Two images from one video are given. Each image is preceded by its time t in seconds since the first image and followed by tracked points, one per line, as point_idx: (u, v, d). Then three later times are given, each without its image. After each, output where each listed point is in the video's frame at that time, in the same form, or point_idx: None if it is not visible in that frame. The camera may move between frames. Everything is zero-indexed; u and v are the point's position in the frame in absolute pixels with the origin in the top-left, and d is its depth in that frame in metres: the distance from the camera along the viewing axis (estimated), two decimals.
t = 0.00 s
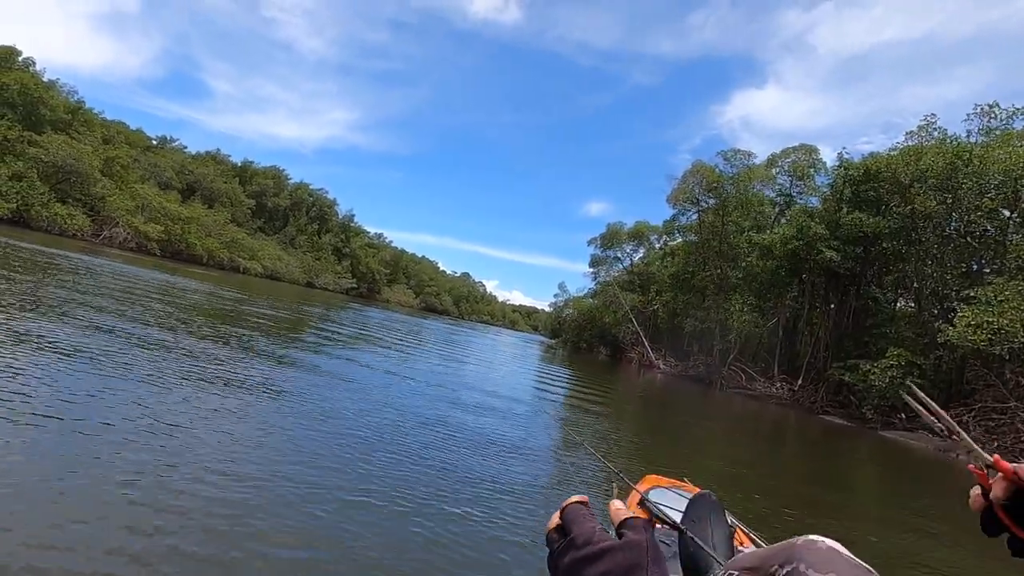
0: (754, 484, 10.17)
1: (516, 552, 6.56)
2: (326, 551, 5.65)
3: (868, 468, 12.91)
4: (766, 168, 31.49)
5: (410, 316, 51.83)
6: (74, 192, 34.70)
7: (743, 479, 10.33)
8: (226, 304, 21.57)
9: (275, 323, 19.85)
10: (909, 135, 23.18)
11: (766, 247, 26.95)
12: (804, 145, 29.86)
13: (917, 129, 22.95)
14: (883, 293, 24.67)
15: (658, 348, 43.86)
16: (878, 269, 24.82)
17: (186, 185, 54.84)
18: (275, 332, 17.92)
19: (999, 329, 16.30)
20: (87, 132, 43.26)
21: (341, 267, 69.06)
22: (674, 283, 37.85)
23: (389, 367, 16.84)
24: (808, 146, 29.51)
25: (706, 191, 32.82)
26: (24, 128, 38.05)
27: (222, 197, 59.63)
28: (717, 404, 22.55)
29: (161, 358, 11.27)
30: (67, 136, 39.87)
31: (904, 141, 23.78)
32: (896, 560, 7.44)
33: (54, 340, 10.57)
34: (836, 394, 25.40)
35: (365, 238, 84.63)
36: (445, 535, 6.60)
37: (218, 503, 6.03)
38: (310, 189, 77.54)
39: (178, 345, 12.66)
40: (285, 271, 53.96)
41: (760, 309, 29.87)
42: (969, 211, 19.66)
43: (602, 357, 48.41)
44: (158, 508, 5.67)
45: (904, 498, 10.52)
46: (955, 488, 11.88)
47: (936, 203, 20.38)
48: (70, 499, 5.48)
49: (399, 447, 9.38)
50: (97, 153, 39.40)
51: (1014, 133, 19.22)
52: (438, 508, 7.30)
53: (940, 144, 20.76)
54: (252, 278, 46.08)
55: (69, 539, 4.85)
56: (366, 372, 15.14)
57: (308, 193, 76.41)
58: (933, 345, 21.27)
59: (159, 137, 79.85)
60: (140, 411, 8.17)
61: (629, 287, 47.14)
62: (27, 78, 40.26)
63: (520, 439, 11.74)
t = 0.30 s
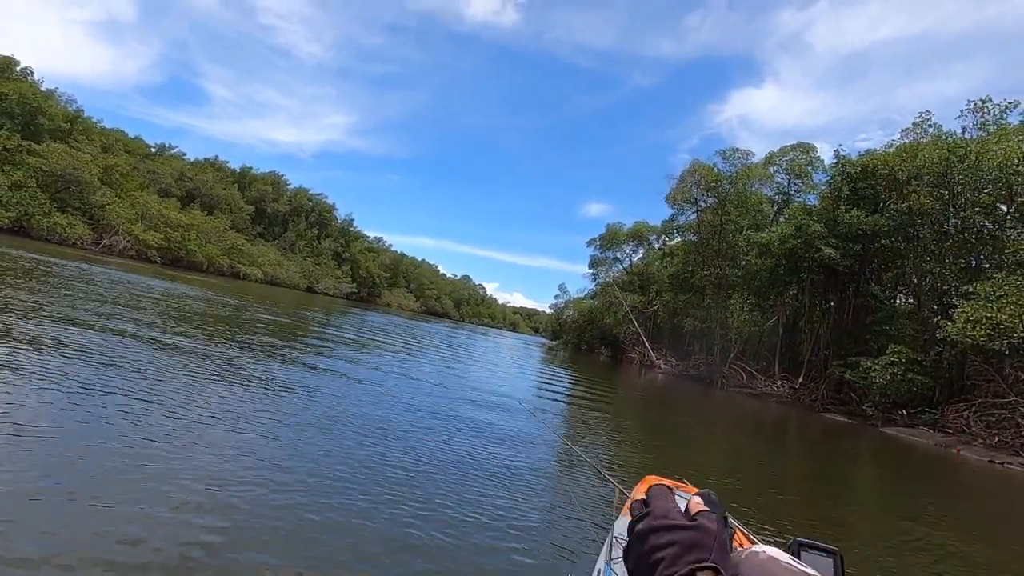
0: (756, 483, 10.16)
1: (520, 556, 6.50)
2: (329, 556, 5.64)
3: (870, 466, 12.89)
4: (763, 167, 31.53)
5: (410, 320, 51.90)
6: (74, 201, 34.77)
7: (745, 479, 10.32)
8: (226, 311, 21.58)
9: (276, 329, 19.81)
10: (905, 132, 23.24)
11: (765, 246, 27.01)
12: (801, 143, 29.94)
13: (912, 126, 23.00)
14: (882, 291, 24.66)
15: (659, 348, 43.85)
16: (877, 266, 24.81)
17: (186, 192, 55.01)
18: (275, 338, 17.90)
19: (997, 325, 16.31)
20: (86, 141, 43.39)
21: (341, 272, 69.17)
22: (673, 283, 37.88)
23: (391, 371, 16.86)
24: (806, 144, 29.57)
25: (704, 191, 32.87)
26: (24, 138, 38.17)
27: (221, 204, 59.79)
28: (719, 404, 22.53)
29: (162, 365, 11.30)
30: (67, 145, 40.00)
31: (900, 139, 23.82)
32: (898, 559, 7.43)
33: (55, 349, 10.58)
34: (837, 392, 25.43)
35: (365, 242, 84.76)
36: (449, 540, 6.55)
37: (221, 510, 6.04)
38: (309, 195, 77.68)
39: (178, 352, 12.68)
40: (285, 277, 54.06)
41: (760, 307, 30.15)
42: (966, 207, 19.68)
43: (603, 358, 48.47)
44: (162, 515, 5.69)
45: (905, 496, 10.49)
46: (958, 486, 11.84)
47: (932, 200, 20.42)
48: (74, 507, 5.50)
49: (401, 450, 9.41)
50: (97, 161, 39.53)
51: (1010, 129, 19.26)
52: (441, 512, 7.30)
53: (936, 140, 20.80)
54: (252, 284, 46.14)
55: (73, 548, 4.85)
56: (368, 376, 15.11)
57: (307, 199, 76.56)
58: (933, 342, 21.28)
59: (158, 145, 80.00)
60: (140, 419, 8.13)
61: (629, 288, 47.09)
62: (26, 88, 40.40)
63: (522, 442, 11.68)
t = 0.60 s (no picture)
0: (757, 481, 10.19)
1: (523, 554, 6.52)
2: (332, 553, 5.67)
3: (870, 464, 12.90)
4: (764, 165, 31.47)
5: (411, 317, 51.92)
6: (76, 198, 34.82)
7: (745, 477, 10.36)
8: (228, 307, 21.63)
9: (278, 326, 19.84)
10: (906, 130, 23.20)
11: (766, 244, 27.02)
12: (803, 141, 29.93)
13: (913, 124, 22.97)
14: (883, 288, 24.67)
15: (660, 345, 43.80)
16: (878, 264, 24.79)
17: (188, 189, 55.09)
18: (277, 335, 17.92)
19: (998, 323, 16.33)
20: (87, 137, 43.39)
21: (342, 269, 69.24)
22: (674, 281, 37.85)
23: (393, 368, 16.90)
24: (807, 142, 29.55)
25: (706, 188, 32.82)
26: (26, 134, 38.21)
27: (223, 201, 59.85)
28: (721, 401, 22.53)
29: (166, 362, 11.35)
30: (69, 141, 40.02)
31: (901, 136, 23.78)
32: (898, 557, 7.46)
33: (59, 346, 10.62)
34: (838, 390, 25.49)
35: (366, 239, 84.78)
36: (451, 539, 6.53)
37: (224, 506, 6.08)
38: (310, 191, 77.69)
39: (181, 349, 12.72)
40: (286, 274, 54.16)
41: (760, 304, 30.16)
42: (967, 205, 19.68)
43: (603, 356, 48.50)
44: (165, 511, 5.72)
45: (905, 494, 10.51)
46: (957, 484, 11.87)
47: (933, 198, 20.41)
48: (78, 503, 5.53)
49: (403, 447, 9.45)
50: (99, 158, 39.56)
51: (1011, 127, 19.24)
52: (443, 509, 7.33)
53: (937, 138, 20.78)
54: (253, 280, 46.20)
55: (77, 543, 4.89)
56: (370, 373, 15.13)
57: (309, 195, 76.57)
58: (933, 340, 21.31)
59: (159, 141, 80.00)
60: (143, 417, 8.12)
61: (630, 285, 46.94)
62: (28, 84, 40.41)
63: (523, 439, 11.65)
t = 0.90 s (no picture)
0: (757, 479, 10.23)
1: (524, 553, 6.56)
2: (334, 553, 5.71)
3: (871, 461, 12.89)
4: (763, 162, 31.44)
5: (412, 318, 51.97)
6: (77, 202, 34.89)
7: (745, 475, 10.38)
8: (229, 310, 21.68)
9: (279, 328, 19.90)
10: (903, 127, 23.18)
11: (765, 242, 27.01)
12: (801, 138, 29.87)
13: (911, 121, 22.96)
14: (882, 285, 24.70)
15: (661, 344, 43.73)
16: (877, 260, 24.78)
17: (187, 192, 55.19)
18: (279, 337, 17.99)
19: (997, 319, 16.34)
20: (87, 142, 43.42)
21: (342, 270, 69.25)
22: (674, 280, 37.85)
23: (394, 369, 16.94)
24: (806, 139, 29.49)
25: (705, 186, 32.81)
26: (26, 139, 38.28)
27: (222, 204, 59.91)
28: (722, 399, 22.52)
29: (168, 365, 11.40)
30: (68, 145, 40.06)
31: (899, 133, 23.74)
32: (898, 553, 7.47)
33: (60, 350, 10.67)
34: (838, 387, 25.52)
35: (366, 240, 84.80)
36: (453, 539, 6.55)
37: (226, 508, 6.11)
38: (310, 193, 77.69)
39: (183, 352, 12.78)
40: (286, 276, 54.22)
41: (761, 302, 30.16)
42: (965, 201, 19.68)
43: (605, 355, 48.45)
44: (168, 514, 5.76)
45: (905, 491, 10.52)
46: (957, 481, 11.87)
47: (932, 194, 20.41)
48: (80, 507, 5.56)
49: (405, 448, 9.49)
50: (99, 162, 39.62)
51: (1009, 122, 19.22)
52: (445, 509, 7.36)
53: (935, 134, 20.77)
54: (254, 283, 46.25)
55: (80, 546, 4.92)
56: (373, 374, 15.23)
57: (308, 198, 76.63)
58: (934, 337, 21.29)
59: (159, 145, 80.13)
60: (147, 420, 8.18)
61: (630, 284, 46.84)
62: (27, 89, 40.47)
63: (524, 439, 11.66)
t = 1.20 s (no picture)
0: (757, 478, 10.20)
1: (521, 554, 6.53)
2: (329, 556, 5.68)
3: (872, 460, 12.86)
4: (762, 162, 31.43)
5: (413, 321, 52.02)
6: (77, 209, 34.94)
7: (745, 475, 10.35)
8: (228, 314, 21.68)
9: (277, 332, 19.83)
10: (901, 124, 23.18)
11: (765, 240, 26.99)
12: (799, 137, 29.85)
13: (909, 119, 22.95)
14: (882, 284, 24.72)
15: (662, 344, 43.70)
16: (877, 258, 24.77)
17: (187, 198, 55.32)
18: (277, 340, 17.93)
19: (997, 315, 16.31)
20: (87, 148, 43.57)
21: (343, 274, 69.34)
22: (674, 280, 37.86)
23: (394, 371, 16.93)
24: (804, 137, 29.49)
25: (704, 186, 32.81)
26: (27, 147, 38.40)
27: (223, 209, 60.02)
28: (723, 398, 22.50)
29: (166, 369, 11.40)
30: (68, 152, 40.18)
31: (897, 131, 23.74)
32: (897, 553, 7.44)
33: (58, 355, 10.67)
34: (840, 385, 25.50)
35: (366, 244, 84.86)
36: (449, 541, 6.52)
37: (221, 511, 6.09)
38: (310, 198, 77.79)
39: (181, 356, 12.77)
40: (287, 280, 54.29)
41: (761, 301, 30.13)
42: (964, 198, 19.65)
43: (606, 356, 48.43)
44: (163, 518, 5.74)
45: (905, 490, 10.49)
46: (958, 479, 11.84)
47: (931, 191, 20.37)
48: (74, 511, 5.55)
49: (403, 449, 9.47)
50: (100, 168, 39.71)
51: (1007, 119, 19.22)
52: (442, 511, 7.33)
53: (934, 131, 20.77)
54: (255, 287, 46.34)
55: (72, 550, 4.91)
56: (371, 377, 15.16)
57: (309, 202, 76.74)
58: (934, 334, 21.26)
59: (159, 150, 80.32)
60: (137, 425, 8.09)
61: (631, 285, 46.84)
62: (27, 97, 40.60)
63: (523, 441, 11.64)
